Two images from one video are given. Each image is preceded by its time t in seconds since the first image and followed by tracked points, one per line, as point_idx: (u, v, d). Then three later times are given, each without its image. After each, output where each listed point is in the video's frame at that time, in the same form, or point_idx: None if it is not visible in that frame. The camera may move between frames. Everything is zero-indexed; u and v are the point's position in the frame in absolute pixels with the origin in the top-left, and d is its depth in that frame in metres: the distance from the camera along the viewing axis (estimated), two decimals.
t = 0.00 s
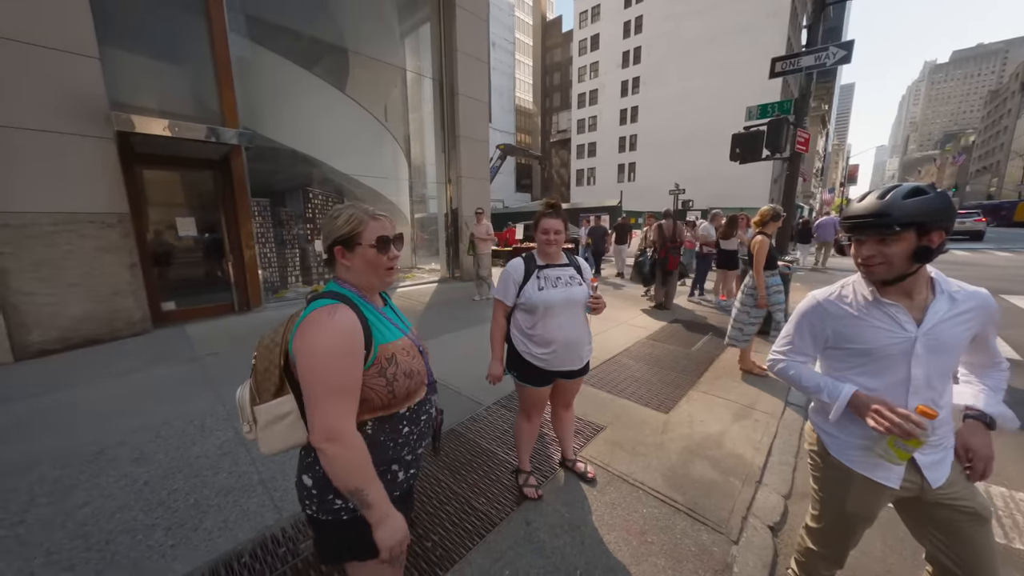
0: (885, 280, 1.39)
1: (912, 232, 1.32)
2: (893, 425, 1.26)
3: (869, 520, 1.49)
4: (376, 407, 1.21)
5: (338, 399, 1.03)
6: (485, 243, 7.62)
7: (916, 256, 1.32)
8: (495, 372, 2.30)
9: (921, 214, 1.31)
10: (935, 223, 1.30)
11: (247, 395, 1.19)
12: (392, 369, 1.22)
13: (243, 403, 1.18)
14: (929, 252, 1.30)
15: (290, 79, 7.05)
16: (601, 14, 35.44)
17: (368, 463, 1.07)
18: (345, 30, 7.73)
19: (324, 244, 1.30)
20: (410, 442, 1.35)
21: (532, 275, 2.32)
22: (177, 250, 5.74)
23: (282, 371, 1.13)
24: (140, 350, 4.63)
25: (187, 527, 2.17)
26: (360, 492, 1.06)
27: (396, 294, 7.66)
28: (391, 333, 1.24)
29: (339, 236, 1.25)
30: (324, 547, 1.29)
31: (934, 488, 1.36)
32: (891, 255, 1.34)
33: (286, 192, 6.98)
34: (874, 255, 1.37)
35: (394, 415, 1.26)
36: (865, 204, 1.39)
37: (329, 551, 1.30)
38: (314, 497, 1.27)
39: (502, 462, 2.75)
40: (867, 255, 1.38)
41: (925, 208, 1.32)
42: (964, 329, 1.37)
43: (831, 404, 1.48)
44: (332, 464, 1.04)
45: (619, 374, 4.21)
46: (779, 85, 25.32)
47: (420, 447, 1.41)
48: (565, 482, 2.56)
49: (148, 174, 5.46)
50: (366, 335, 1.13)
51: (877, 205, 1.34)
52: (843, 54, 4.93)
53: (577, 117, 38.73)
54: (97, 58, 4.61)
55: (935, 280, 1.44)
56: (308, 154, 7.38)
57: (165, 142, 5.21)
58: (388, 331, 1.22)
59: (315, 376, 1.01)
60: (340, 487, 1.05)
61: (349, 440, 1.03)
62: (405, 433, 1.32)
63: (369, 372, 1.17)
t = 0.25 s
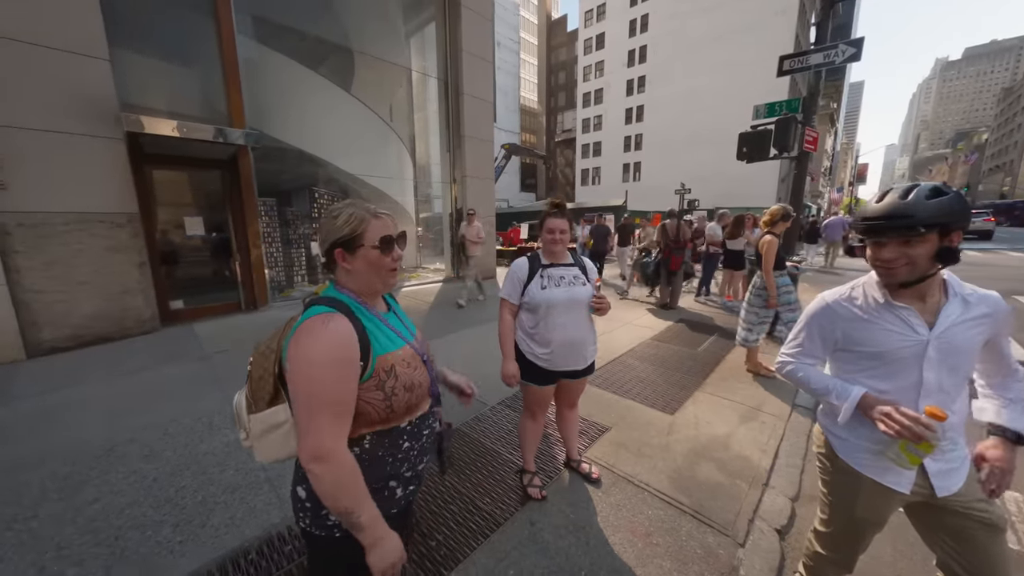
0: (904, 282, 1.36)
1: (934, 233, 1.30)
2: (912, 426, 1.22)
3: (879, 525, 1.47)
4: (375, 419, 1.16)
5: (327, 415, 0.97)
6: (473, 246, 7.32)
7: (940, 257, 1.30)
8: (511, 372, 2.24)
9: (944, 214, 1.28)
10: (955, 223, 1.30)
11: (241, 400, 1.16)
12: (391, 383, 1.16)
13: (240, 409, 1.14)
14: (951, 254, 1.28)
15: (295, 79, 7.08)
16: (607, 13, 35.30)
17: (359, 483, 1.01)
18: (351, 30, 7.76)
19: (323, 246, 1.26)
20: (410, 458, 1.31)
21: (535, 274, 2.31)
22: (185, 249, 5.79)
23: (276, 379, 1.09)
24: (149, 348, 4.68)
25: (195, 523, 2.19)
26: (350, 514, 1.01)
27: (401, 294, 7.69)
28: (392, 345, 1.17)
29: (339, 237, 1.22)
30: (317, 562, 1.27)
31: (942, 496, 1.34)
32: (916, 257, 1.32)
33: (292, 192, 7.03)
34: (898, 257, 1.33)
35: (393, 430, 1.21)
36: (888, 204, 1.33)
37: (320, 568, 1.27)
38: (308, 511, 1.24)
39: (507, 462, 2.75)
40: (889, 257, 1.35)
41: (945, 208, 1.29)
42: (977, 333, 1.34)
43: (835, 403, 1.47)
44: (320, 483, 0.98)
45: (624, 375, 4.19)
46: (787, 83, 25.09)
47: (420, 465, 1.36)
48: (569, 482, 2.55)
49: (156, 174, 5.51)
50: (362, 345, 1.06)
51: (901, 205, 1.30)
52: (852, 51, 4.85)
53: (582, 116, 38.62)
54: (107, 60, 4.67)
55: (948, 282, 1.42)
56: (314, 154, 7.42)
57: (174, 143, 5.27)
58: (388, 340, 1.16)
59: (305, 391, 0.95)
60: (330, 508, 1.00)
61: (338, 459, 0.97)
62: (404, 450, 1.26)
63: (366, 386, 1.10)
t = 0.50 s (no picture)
0: (925, 283, 1.33)
1: (958, 232, 1.28)
2: (920, 432, 1.19)
3: (890, 529, 1.45)
4: (380, 434, 1.13)
5: (331, 436, 0.92)
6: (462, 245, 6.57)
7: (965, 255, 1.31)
8: (520, 372, 2.23)
9: (969, 214, 1.26)
10: (974, 222, 1.29)
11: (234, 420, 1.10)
12: (395, 397, 1.13)
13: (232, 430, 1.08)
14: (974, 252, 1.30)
15: (302, 79, 7.11)
16: (612, 12, 35.16)
17: (370, 504, 0.98)
18: (357, 31, 7.79)
19: (329, 254, 1.13)
20: (418, 470, 1.29)
21: (540, 275, 2.30)
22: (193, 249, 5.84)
23: (271, 399, 1.02)
24: (158, 346, 4.72)
25: (202, 521, 2.20)
26: (362, 535, 0.98)
27: (406, 293, 7.71)
28: (392, 355, 1.14)
29: (352, 243, 1.12)
30: None
31: (958, 499, 1.31)
32: (943, 256, 1.28)
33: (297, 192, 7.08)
34: (927, 257, 1.29)
35: (400, 443, 1.19)
36: (911, 203, 1.30)
37: None
38: (312, 531, 1.18)
39: (511, 463, 2.74)
40: (918, 258, 1.30)
41: (968, 207, 1.28)
42: (994, 335, 1.32)
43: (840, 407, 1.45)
44: (329, 506, 0.94)
45: (629, 375, 4.16)
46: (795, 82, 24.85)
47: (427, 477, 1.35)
48: (574, 483, 2.54)
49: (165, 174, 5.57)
50: (365, 357, 1.01)
51: (928, 204, 1.27)
52: (862, 49, 4.78)
53: (587, 115, 38.50)
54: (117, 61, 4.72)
55: (962, 284, 1.40)
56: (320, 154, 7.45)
57: (182, 144, 5.32)
58: (388, 352, 1.13)
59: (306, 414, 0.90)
60: (342, 531, 0.97)
61: (345, 481, 0.94)
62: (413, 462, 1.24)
63: (369, 401, 1.07)
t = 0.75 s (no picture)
0: (940, 281, 1.31)
1: (975, 227, 1.26)
2: (933, 426, 1.17)
3: (900, 533, 1.43)
4: (393, 436, 1.12)
5: (343, 443, 0.91)
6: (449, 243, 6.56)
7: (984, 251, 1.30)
8: (509, 377, 2.25)
9: (986, 209, 1.25)
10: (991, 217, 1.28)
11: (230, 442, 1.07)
12: (405, 395, 1.13)
13: (231, 450, 1.06)
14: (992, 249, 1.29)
15: (307, 79, 7.14)
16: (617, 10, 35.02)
17: (387, 510, 0.96)
18: (362, 31, 7.82)
19: (323, 256, 1.12)
20: (432, 470, 1.28)
21: (546, 275, 2.28)
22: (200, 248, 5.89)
23: (274, 411, 1.02)
24: (165, 345, 4.76)
25: (208, 518, 2.22)
26: (381, 544, 0.96)
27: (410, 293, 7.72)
28: (397, 354, 1.13)
29: (348, 242, 1.12)
30: None
31: (969, 502, 1.29)
32: (960, 252, 1.26)
33: (303, 192, 7.12)
34: (945, 253, 1.27)
35: (412, 443, 1.18)
36: (927, 199, 1.28)
37: None
38: (327, 544, 1.17)
39: (515, 463, 2.73)
40: (936, 254, 1.28)
41: (984, 202, 1.26)
42: (1011, 333, 1.28)
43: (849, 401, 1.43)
44: (345, 514, 0.93)
45: (634, 375, 4.14)
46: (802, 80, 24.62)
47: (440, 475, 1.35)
48: (579, 484, 2.53)
49: (173, 175, 5.63)
50: (372, 358, 1.01)
51: (946, 200, 1.25)
52: (871, 46, 4.73)
53: (592, 114, 38.39)
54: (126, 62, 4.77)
55: (975, 282, 1.38)
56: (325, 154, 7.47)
57: (190, 144, 5.37)
58: (393, 351, 1.12)
59: (318, 422, 0.89)
60: (360, 541, 0.95)
61: (361, 489, 0.92)
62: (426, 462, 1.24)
63: (380, 402, 1.07)
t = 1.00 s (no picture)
0: (953, 278, 1.29)
1: (987, 223, 1.23)
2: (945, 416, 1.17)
3: (912, 537, 1.40)
4: (407, 436, 1.11)
5: (358, 446, 0.90)
6: (434, 243, 6.00)
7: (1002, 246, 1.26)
8: (521, 388, 2.20)
9: (999, 205, 1.22)
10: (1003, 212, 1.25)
11: (239, 451, 1.06)
12: (418, 394, 1.12)
13: (239, 462, 1.06)
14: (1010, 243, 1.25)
15: (312, 79, 7.16)
16: (621, 9, 34.89)
17: (403, 511, 0.96)
18: (366, 31, 7.84)
19: (328, 257, 1.11)
20: (444, 469, 1.28)
21: (552, 277, 2.28)
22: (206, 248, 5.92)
23: (283, 418, 1.01)
24: (172, 343, 4.79)
25: (214, 516, 2.22)
26: (397, 545, 0.96)
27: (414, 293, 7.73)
28: (407, 353, 1.12)
29: (354, 240, 1.11)
30: None
31: (983, 506, 1.27)
32: (974, 248, 1.23)
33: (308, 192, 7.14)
34: (958, 250, 1.24)
35: (424, 443, 1.17)
36: (938, 195, 1.26)
37: None
38: (341, 550, 1.16)
39: (520, 463, 2.72)
40: (949, 251, 1.25)
41: (996, 198, 1.24)
42: None
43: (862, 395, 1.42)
44: (361, 516, 0.93)
45: (639, 376, 4.12)
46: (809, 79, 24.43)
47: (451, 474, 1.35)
48: (583, 484, 2.52)
49: (179, 174, 5.67)
50: (383, 359, 0.99)
51: (957, 196, 1.23)
52: (880, 44, 4.69)
53: (596, 114, 38.29)
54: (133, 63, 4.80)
55: (991, 280, 1.35)
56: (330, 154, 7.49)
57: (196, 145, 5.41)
58: (401, 350, 1.11)
59: (332, 426, 0.88)
60: (376, 542, 0.95)
61: (377, 491, 0.92)
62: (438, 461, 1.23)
63: (393, 402, 1.05)
